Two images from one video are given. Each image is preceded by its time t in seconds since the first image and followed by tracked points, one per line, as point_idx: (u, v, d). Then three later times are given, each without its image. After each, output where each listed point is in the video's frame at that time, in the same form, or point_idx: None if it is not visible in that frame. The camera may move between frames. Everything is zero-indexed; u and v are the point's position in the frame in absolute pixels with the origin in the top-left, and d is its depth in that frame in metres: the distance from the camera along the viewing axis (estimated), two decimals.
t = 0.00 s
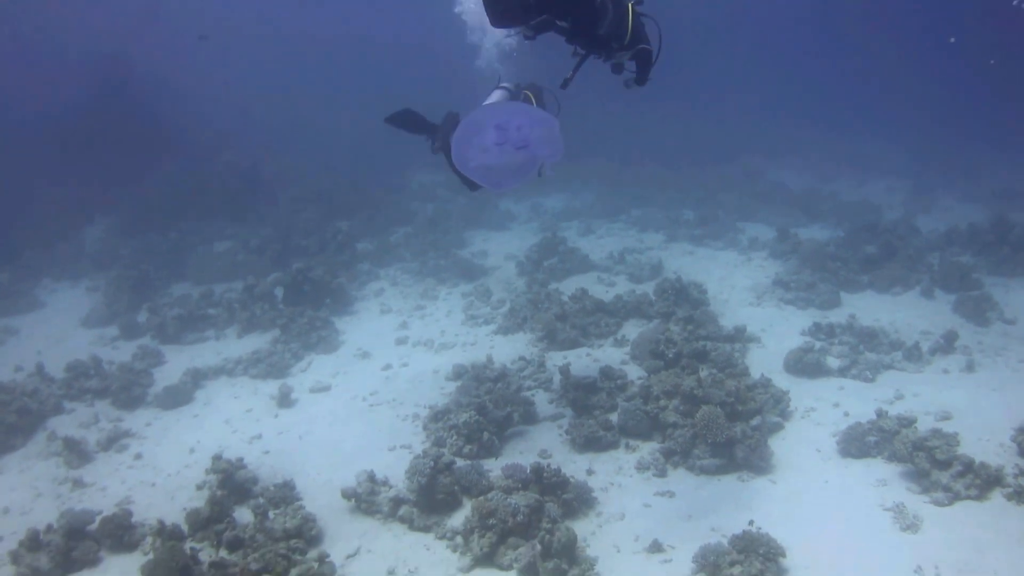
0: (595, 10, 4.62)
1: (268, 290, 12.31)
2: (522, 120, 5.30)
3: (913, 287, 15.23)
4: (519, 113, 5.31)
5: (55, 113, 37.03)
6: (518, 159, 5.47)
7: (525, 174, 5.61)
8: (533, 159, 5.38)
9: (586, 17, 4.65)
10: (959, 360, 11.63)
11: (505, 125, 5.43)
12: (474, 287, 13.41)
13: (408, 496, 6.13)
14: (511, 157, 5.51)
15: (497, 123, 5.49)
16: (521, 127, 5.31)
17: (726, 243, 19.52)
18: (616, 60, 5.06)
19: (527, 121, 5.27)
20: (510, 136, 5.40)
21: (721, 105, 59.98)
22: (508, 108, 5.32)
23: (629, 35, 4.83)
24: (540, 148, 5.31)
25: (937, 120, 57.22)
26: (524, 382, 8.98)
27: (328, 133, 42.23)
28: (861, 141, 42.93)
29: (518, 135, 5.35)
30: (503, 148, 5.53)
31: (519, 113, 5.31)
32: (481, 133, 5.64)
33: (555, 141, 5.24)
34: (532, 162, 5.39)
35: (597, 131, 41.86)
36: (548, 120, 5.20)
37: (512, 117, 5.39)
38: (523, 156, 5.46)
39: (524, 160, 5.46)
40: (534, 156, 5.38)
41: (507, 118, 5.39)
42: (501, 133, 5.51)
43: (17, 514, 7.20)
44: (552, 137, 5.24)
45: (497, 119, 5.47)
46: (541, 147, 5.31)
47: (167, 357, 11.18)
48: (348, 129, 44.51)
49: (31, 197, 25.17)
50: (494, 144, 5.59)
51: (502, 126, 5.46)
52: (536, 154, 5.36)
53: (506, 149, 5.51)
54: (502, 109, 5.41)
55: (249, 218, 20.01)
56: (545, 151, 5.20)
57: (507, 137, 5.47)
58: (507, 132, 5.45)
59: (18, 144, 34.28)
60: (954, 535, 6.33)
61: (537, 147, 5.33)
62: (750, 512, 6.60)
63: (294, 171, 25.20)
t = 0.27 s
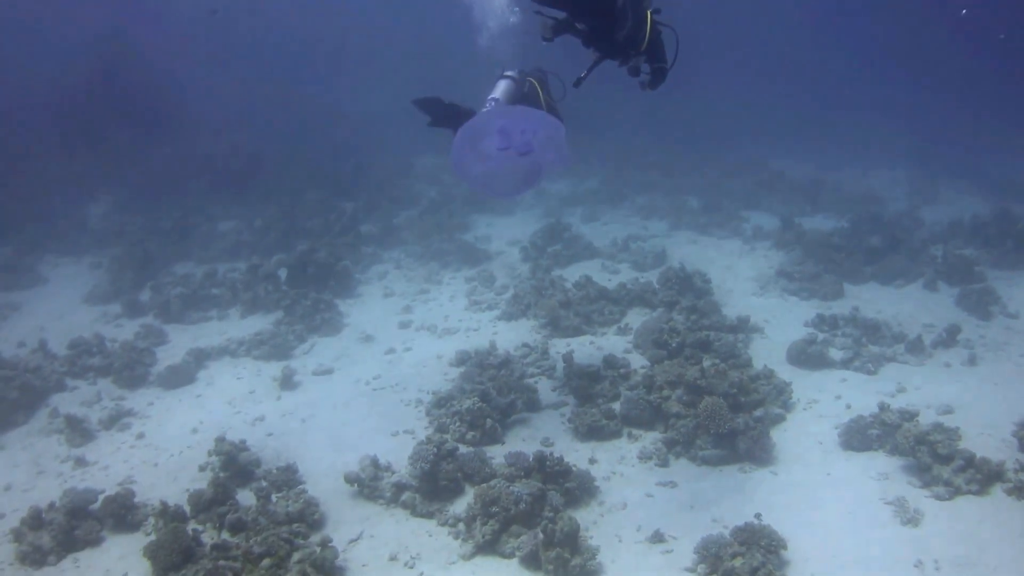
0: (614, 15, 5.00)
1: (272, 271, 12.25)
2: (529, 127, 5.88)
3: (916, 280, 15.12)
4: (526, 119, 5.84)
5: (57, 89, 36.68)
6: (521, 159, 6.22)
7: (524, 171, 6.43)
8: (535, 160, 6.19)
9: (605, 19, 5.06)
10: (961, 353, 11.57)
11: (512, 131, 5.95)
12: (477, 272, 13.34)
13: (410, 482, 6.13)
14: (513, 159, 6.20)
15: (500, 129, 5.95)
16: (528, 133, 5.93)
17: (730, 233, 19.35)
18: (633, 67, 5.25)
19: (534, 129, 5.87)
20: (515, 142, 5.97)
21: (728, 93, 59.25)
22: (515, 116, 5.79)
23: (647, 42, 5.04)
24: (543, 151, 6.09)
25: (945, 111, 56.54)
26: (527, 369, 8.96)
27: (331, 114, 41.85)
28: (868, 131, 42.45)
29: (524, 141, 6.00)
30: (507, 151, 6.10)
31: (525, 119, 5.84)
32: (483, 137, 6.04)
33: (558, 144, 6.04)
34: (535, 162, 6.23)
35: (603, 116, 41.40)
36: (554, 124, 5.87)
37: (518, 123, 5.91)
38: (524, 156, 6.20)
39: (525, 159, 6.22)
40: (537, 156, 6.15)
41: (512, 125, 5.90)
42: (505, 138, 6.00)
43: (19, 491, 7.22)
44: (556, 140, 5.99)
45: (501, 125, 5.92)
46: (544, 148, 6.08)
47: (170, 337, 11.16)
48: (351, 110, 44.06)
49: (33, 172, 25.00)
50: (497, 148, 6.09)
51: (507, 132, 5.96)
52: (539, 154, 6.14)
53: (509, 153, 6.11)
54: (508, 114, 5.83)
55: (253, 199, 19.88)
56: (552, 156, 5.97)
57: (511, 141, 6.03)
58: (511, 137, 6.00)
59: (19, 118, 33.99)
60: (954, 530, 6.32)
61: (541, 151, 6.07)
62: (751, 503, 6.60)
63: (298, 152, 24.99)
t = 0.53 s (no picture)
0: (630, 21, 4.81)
1: (277, 265, 12.23)
2: (528, 131, 5.92)
3: (921, 273, 15.01)
4: (525, 124, 5.90)
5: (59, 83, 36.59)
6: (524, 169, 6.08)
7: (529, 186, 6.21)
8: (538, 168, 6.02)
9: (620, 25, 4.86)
10: (966, 347, 11.48)
11: (511, 137, 5.97)
12: (482, 265, 13.29)
13: (418, 476, 6.12)
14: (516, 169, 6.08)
15: (500, 137, 6.00)
16: (527, 137, 5.93)
17: (734, 225, 19.24)
18: (645, 68, 5.16)
19: (533, 132, 5.90)
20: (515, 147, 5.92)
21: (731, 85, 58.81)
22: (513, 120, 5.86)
23: (661, 47, 4.95)
24: (545, 156, 5.96)
25: (950, 103, 56.01)
26: (533, 362, 8.95)
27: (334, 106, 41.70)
28: (871, 123, 42.11)
29: (525, 146, 5.95)
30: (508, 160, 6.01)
31: (524, 123, 5.91)
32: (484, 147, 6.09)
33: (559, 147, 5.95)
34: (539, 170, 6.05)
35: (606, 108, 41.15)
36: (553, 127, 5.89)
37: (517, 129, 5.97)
38: (527, 166, 6.05)
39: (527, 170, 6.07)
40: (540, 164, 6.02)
41: (511, 132, 5.94)
42: (505, 146, 6.00)
43: (27, 485, 7.25)
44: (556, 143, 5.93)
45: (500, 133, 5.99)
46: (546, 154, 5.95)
47: (176, 330, 11.15)
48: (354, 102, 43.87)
49: (38, 167, 25.02)
50: (498, 157, 6.07)
51: (507, 139, 5.98)
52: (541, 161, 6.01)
53: (511, 162, 5.97)
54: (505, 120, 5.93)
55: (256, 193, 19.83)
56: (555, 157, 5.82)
57: (512, 148, 5.97)
58: (511, 144, 5.99)
59: (22, 113, 33.98)
60: (960, 524, 6.29)
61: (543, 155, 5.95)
62: (757, 497, 6.59)
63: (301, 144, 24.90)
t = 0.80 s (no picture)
0: (653, 24, 5.10)
1: (283, 252, 12.19)
2: (530, 135, 6.22)
3: (928, 265, 14.87)
4: (526, 129, 6.22)
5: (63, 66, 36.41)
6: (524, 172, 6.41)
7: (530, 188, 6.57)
8: (538, 171, 6.31)
9: (643, 29, 5.14)
10: (973, 339, 11.39)
11: (513, 141, 6.29)
12: (488, 253, 13.22)
13: (425, 464, 6.11)
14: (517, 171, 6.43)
15: (503, 140, 6.34)
16: (529, 141, 6.22)
17: (741, 215, 19.09)
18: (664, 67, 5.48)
19: (534, 136, 6.19)
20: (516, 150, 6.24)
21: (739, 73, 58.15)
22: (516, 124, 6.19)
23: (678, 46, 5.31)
24: (545, 160, 6.24)
25: (961, 94, 55.27)
26: (540, 351, 8.92)
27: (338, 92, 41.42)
28: (879, 114, 41.63)
29: (525, 150, 6.24)
30: (510, 161, 6.37)
31: (526, 128, 6.23)
32: (487, 148, 6.45)
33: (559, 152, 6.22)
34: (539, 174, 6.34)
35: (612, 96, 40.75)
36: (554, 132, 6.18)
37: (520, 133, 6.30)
38: (527, 168, 6.37)
39: (528, 172, 6.40)
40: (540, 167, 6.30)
41: (513, 135, 6.28)
42: (507, 148, 6.34)
43: (35, 471, 7.29)
44: (556, 148, 6.21)
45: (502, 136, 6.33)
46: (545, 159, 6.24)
47: (182, 316, 11.16)
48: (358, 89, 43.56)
49: (42, 151, 24.97)
50: (501, 159, 6.42)
51: (509, 143, 6.30)
52: (541, 165, 6.28)
53: (512, 163, 6.36)
54: (508, 125, 6.29)
55: (261, 179, 19.75)
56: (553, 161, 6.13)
57: (514, 151, 6.31)
58: (513, 147, 6.32)
59: (26, 97, 33.86)
60: (967, 517, 6.25)
61: (542, 160, 6.21)
62: (763, 488, 6.55)
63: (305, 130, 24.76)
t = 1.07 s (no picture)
0: (662, 26, 5.23)
1: (286, 247, 12.16)
2: (529, 138, 6.30)
3: (931, 254, 14.78)
4: (525, 134, 6.32)
5: (62, 62, 36.29)
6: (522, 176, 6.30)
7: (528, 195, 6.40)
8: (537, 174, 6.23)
9: (653, 31, 5.24)
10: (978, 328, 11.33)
11: (512, 144, 6.31)
12: (491, 246, 13.17)
13: (431, 459, 6.11)
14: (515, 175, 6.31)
15: (501, 144, 6.33)
16: (528, 145, 6.27)
17: (743, 205, 18.99)
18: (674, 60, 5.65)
19: (533, 140, 6.26)
20: (516, 152, 6.21)
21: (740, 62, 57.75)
22: (515, 128, 6.28)
23: (688, 39, 5.44)
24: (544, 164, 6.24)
25: (964, 81, 54.88)
26: (544, 344, 8.91)
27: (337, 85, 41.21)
28: (880, 103, 41.36)
29: (525, 152, 6.21)
30: (509, 164, 6.27)
31: (525, 133, 6.34)
32: (485, 152, 6.37)
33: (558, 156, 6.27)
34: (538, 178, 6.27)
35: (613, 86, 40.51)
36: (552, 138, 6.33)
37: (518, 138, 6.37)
38: (526, 173, 6.28)
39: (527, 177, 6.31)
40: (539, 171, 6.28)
41: (512, 139, 6.33)
42: (506, 151, 6.30)
43: (42, 469, 7.30)
44: (555, 153, 6.27)
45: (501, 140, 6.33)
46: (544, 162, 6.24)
47: (186, 312, 11.15)
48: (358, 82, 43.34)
49: (43, 148, 24.92)
50: (499, 163, 6.34)
51: (508, 146, 6.30)
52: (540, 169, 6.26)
53: (511, 166, 6.24)
54: (507, 129, 6.36)
55: (262, 174, 19.68)
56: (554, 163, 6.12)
57: (513, 153, 6.23)
58: (512, 150, 6.28)
59: (26, 94, 33.76)
60: (973, 506, 6.21)
61: (542, 162, 6.21)
62: (768, 479, 6.51)
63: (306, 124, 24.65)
